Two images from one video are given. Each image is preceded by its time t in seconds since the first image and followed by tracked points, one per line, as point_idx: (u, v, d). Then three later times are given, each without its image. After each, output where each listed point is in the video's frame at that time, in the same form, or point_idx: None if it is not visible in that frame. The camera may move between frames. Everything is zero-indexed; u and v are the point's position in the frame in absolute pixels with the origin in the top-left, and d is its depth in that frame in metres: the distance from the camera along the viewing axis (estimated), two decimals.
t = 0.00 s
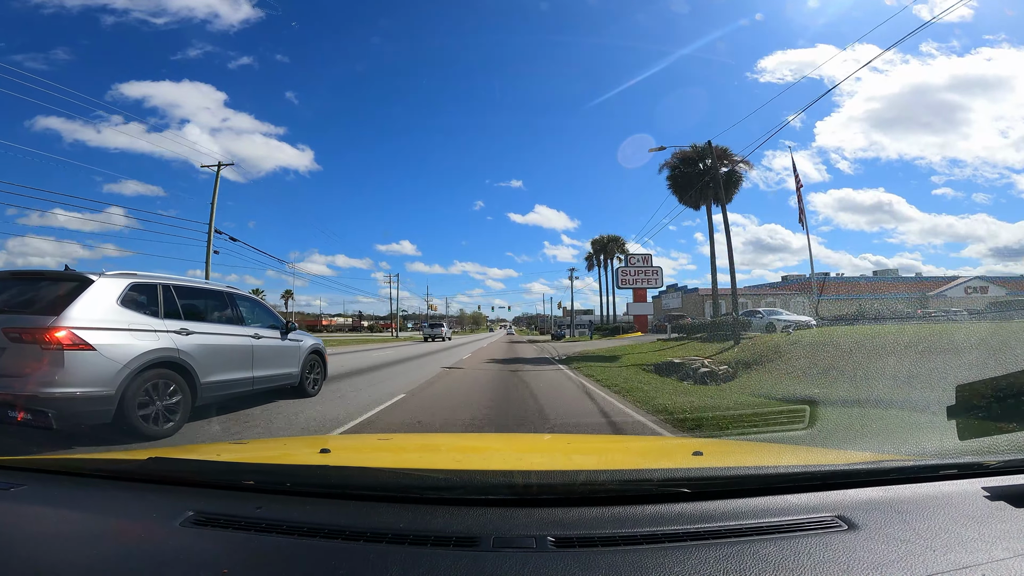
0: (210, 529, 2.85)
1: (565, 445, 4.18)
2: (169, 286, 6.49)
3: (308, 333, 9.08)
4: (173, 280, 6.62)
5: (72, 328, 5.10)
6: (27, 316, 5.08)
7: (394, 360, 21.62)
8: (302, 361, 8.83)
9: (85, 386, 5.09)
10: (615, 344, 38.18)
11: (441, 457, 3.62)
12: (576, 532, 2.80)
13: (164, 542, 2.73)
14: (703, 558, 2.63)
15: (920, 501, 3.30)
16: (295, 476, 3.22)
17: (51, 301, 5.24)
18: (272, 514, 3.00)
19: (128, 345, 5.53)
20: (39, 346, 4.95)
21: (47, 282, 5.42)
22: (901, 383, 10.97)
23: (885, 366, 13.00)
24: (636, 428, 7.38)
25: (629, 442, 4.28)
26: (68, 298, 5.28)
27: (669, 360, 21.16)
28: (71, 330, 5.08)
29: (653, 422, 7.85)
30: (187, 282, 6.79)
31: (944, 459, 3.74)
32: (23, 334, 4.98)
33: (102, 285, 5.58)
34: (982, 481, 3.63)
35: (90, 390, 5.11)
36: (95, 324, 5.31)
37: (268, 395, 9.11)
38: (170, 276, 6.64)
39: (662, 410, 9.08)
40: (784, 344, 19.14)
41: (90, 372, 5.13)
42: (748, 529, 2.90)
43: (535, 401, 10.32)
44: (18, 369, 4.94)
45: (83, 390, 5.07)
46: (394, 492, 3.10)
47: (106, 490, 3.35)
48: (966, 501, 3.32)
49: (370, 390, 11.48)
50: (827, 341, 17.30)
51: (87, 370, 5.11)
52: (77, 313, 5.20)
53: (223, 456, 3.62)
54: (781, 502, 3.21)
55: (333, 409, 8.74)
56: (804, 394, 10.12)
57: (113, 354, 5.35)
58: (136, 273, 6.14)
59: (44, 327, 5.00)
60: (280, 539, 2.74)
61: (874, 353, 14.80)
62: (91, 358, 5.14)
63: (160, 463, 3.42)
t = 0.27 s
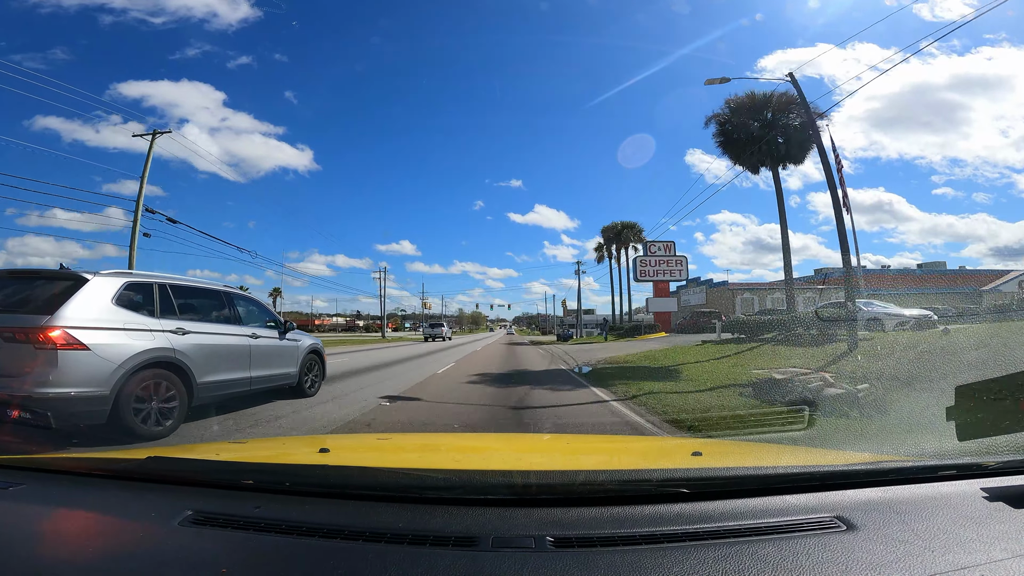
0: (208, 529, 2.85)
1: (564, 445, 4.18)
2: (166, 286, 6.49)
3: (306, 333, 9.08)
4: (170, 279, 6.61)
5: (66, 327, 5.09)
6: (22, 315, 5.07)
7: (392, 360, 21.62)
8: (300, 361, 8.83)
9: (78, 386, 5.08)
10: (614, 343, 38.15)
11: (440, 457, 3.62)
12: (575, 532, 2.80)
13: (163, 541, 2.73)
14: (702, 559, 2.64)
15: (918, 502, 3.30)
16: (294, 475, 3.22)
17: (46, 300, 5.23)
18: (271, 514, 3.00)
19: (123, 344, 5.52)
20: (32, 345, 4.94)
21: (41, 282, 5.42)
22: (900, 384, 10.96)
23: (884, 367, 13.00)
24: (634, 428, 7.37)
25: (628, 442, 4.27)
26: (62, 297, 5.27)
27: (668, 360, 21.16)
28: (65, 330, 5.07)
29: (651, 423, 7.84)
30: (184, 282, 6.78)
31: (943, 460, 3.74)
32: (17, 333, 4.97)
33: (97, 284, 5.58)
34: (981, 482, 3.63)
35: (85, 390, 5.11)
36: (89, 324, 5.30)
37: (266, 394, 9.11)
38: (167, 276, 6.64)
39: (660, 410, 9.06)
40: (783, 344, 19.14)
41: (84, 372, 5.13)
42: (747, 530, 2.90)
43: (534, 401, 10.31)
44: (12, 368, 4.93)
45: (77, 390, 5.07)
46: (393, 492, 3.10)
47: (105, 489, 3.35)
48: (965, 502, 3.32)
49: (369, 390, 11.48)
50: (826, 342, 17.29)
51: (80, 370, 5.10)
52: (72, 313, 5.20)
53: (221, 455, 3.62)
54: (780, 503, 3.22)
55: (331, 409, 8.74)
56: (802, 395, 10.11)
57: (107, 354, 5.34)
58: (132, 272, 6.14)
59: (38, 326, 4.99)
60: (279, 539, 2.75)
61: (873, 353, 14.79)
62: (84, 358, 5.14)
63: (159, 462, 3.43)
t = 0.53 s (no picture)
0: (209, 529, 2.85)
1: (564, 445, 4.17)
2: (162, 286, 6.49)
3: (305, 333, 9.08)
4: (166, 279, 6.62)
5: (62, 327, 5.08)
6: (16, 315, 5.07)
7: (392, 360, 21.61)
8: (299, 361, 8.82)
9: (74, 387, 5.07)
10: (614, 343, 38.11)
11: (440, 457, 3.62)
12: (575, 532, 2.80)
13: (164, 541, 2.73)
14: (702, 558, 2.64)
15: (919, 501, 3.30)
16: (295, 475, 3.22)
17: (40, 300, 5.23)
18: (271, 514, 3.00)
19: (118, 344, 5.51)
20: (26, 345, 4.93)
21: (36, 281, 5.42)
22: (899, 383, 10.93)
23: (885, 366, 12.98)
24: (633, 427, 7.37)
25: (627, 441, 4.27)
26: (57, 297, 5.27)
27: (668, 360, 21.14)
28: (59, 330, 5.06)
29: (651, 422, 7.83)
30: (181, 282, 6.78)
31: (943, 459, 3.75)
32: (11, 333, 4.96)
33: (93, 284, 5.58)
34: (981, 481, 3.63)
35: (80, 391, 5.10)
36: (85, 324, 5.30)
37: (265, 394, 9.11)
38: (163, 275, 6.63)
39: (660, 409, 9.05)
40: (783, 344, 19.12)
41: (79, 372, 5.12)
42: (747, 529, 2.90)
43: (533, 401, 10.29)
44: (7, 369, 4.92)
45: (73, 391, 5.05)
46: (394, 492, 3.10)
47: (105, 489, 3.35)
48: (965, 500, 3.32)
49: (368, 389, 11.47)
50: (826, 341, 17.27)
51: (75, 370, 5.10)
52: (66, 313, 5.19)
53: (221, 455, 3.62)
54: (781, 502, 3.22)
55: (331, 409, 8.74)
56: (802, 394, 10.09)
57: (103, 354, 5.33)
58: (128, 272, 6.14)
59: (32, 326, 4.98)
60: (279, 539, 2.75)
61: (873, 352, 14.77)
62: (79, 358, 5.13)
63: (159, 463, 3.42)
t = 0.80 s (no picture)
0: (209, 529, 2.85)
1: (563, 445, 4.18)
2: (159, 286, 6.48)
3: (304, 333, 9.09)
4: (164, 279, 6.61)
5: (57, 327, 5.07)
6: (12, 315, 5.06)
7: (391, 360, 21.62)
8: (298, 361, 8.82)
9: (69, 388, 5.06)
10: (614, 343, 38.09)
11: (440, 457, 3.62)
12: (574, 532, 2.80)
13: (164, 541, 2.74)
14: (701, 558, 2.64)
15: (918, 501, 3.30)
16: (294, 475, 3.22)
17: (36, 300, 5.22)
18: (271, 513, 3.00)
19: (114, 345, 5.51)
20: (21, 346, 4.92)
21: (31, 281, 5.41)
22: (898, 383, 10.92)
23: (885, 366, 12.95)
24: (632, 428, 7.36)
25: (627, 442, 4.27)
26: (53, 296, 5.26)
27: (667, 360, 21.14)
28: (54, 330, 5.05)
29: (650, 422, 7.82)
30: (179, 281, 6.78)
31: (942, 459, 3.75)
32: (6, 334, 4.95)
33: (89, 283, 5.58)
34: (980, 481, 3.63)
35: (76, 392, 5.10)
36: (80, 324, 5.30)
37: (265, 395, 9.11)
38: (161, 275, 6.63)
39: (659, 410, 9.05)
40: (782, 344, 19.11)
41: (74, 373, 5.11)
42: (746, 529, 2.91)
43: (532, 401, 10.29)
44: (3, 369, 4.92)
45: (68, 392, 5.05)
46: (394, 492, 3.10)
47: (104, 489, 3.35)
48: (964, 501, 3.32)
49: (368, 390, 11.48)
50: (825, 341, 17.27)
51: (70, 371, 5.09)
52: (62, 313, 5.18)
53: (221, 455, 3.63)
54: (780, 502, 3.22)
55: (330, 409, 8.74)
56: (801, 394, 10.07)
57: (98, 355, 5.32)
58: (125, 272, 6.14)
59: (27, 326, 4.97)
60: (279, 538, 2.75)
61: (872, 353, 14.76)
62: (75, 359, 5.12)
63: (158, 463, 3.43)
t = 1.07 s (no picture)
0: (209, 528, 2.85)
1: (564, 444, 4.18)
2: (157, 285, 6.48)
3: (304, 333, 9.09)
4: (162, 279, 6.62)
5: (52, 327, 5.06)
6: (8, 315, 5.05)
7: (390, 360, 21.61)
8: (298, 361, 8.83)
9: (65, 388, 5.06)
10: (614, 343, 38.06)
11: (440, 456, 3.62)
12: (574, 532, 2.80)
13: (163, 541, 2.73)
14: (701, 557, 2.64)
15: (918, 501, 3.31)
16: (294, 475, 3.22)
17: (32, 299, 5.22)
18: (270, 513, 3.00)
19: (111, 345, 5.50)
20: (17, 346, 4.91)
21: (26, 280, 5.40)
22: (898, 383, 10.91)
23: (886, 366, 12.92)
24: (631, 428, 7.36)
25: (627, 441, 4.27)
26: (49, 296, 5.26)
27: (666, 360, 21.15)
28: (49, 330, 5.04)
29: (650, 422, 7.82)
30: (176, 281, 6.78)
31: (942, 459, 3.75)
32: (1, 333, 4.93)
33: (85, 282, 5.58)
34: (980, 481, 3.63)
35: (72, 392, 5.09)
36: (77, 323, 5.30)
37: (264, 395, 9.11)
38: (158, 274, 6.63)
39: (658, 410, 9.04)
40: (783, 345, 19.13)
41: (70, 374, 5.11)
42: (746, 529, 2.91)
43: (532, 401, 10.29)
44: None
45: (64, 393, 5.05)
46: (393, 492, 3.11)
47: (105, 489, 3.35)
48: (963, 501, 3.32)
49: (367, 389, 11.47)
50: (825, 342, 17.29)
51: (66, 371, 5.08)
52: (57, 312, 5.17)
53: (220, 455, 3.63)
54: (780, 502, 3.22)
55: (329, 409, 8.73)
56: (800, 394, 10.06)
57: (95, 355, 5.32)
58: (121, 271, 6.13)
59: (23, 326, 4.96)
60: (279, 538, 2.75)
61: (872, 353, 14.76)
62: (70, 359, 5.11)
63: (157, 463, 3.43)
